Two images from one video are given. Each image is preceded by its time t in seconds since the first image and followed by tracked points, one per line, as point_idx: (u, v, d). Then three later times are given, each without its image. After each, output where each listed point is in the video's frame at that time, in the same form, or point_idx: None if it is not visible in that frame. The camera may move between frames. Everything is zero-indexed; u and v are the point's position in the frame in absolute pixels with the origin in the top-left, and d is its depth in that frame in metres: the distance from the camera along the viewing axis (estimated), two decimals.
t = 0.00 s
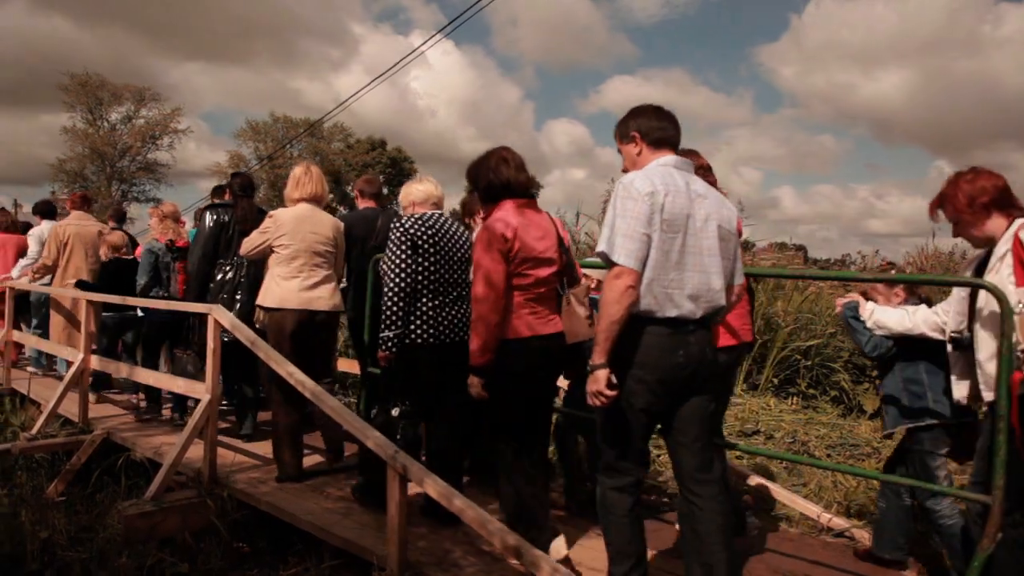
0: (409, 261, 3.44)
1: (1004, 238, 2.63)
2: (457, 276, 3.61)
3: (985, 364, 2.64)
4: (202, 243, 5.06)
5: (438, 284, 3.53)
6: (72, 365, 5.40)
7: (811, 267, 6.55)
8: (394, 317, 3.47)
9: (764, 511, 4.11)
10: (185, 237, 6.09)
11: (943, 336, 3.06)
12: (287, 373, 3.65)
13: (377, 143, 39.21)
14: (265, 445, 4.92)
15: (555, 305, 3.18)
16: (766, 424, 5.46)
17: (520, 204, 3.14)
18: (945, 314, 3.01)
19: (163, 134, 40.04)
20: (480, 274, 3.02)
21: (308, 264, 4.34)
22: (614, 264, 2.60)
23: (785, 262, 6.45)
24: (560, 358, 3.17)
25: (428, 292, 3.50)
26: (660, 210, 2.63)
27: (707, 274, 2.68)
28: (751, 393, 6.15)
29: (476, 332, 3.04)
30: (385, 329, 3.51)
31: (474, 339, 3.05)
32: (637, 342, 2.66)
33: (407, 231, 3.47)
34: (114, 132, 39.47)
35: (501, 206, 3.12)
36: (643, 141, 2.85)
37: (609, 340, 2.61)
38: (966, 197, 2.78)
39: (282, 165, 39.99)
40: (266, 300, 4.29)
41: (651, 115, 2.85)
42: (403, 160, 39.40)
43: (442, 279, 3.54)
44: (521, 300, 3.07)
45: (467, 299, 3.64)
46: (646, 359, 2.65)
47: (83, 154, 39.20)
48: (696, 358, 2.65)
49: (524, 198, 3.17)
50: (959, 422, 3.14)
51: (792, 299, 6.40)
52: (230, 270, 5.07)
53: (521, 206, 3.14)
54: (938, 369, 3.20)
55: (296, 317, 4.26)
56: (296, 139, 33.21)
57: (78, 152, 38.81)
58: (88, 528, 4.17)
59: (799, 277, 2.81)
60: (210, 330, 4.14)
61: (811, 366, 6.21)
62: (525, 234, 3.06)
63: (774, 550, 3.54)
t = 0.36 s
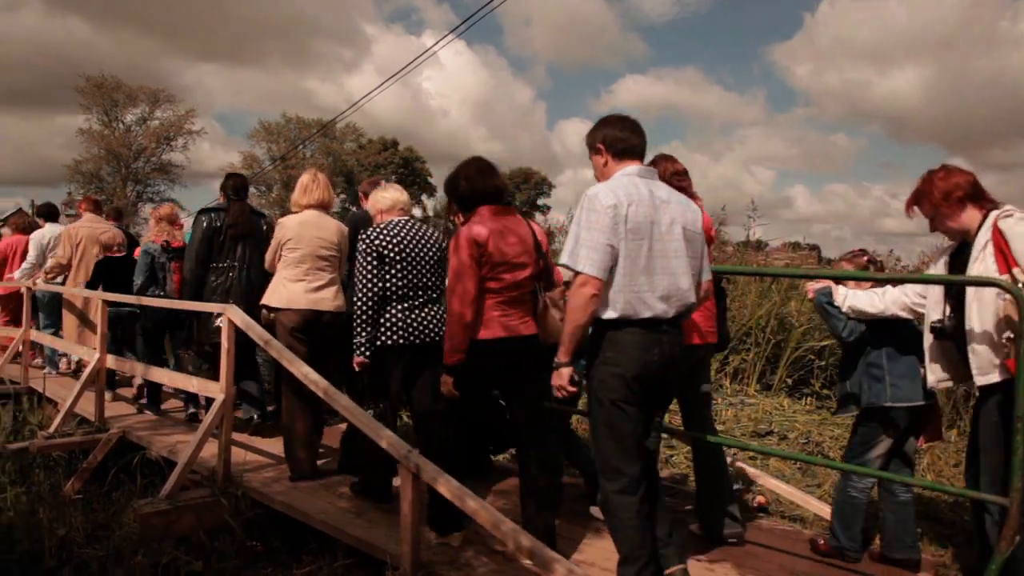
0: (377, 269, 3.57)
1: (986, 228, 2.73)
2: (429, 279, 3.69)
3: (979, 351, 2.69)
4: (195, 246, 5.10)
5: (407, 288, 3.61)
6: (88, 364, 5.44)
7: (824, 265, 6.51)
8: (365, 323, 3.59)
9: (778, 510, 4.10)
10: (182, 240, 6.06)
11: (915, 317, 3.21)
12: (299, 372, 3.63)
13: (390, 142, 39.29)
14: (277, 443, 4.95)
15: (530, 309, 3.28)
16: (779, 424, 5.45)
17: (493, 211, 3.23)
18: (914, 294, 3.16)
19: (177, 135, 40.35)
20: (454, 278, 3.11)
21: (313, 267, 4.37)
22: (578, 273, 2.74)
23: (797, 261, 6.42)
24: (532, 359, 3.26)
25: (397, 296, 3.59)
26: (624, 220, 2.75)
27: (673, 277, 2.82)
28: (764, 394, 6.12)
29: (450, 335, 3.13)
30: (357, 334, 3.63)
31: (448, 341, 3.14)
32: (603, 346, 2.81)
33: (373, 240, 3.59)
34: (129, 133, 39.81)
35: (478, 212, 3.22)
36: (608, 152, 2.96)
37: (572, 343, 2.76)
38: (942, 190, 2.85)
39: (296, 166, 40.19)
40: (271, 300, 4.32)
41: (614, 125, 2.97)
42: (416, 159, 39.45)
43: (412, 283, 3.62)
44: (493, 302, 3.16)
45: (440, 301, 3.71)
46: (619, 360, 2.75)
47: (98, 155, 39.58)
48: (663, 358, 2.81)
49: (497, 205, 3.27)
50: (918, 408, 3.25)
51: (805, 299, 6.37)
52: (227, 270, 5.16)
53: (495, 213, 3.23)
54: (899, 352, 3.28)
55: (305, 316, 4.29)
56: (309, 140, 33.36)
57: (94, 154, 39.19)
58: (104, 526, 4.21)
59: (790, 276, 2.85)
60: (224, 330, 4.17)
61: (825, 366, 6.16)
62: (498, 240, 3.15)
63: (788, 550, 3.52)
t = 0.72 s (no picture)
0: (362, 266, 3.80)
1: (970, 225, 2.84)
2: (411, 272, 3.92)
3: (959, 346, 2.85)
4: (204, 246, 5.22)
5: (392, 282, 3.84)
6: (107, 363, 5.50)
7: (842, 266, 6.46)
8: (351, 317, 3.84)
9: (794, 511, 4.10)
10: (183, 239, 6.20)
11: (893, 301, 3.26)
12: (313, 370, 3.65)
13: (404, 143, 39.41)
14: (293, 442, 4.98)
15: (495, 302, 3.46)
16: (797, 425, 5.42)
17: (456, 210, 3.41)
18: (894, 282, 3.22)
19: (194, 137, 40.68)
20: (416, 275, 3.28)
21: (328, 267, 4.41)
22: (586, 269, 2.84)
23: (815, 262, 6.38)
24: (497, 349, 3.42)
25: (382, 290, 3.83)
26: (627, 221, 2.87)
27: (664, 277, 2.96)
28: (782, 395, 6.08)
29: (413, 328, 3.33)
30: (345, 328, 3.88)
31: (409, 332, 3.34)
32: (602, 345, 2.96)
33: (357, 238, 3.80)
34: (147, 135, 40.18)
35: (441, 210, 3.42)
36: (607, 159, 3.10)
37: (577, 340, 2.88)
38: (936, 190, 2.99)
39: (312, 167, 40.39)
40: (286, 296, 4.43)
41: (617, 133, 3.09)
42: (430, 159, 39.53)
43: (396, 276, 3.85)
44: (457, 294, 3.33)
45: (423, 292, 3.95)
46: (615, 354, 2.92)
47: (117, 157, 39.98)
48: (652, 351, 2.97)
49: (462, 204, 3.45)
50: (871, 406, 3.47)
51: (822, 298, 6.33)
52: (231, 272, 5.26)
53: (458, 211, 3.42)
54: (856, 346, 3.51)
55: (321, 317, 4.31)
56: (325, 140, 33.47)
57: (113, 155, 39.58)
58: (123, 523, 4.25)
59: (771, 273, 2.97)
60: (241, 329, 4.19)
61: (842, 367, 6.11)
62: (459, 237, 3.34)
63: (805, 551, 3.49)
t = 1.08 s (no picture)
0: (370, 269, 3.93)
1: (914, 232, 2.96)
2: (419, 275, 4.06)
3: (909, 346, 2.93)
4: (221, 245, 5.28)
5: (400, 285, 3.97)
6: (132, 362, 5.57)
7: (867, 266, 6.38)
8: (357, 317, 3.98)
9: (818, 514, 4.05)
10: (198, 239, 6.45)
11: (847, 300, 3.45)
12: (334, 369, 3.67)
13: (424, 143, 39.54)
14: (315, 440, 5.02)
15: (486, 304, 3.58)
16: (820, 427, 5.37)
17: (453, 215, 3.49)
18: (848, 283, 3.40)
19: (217, 138, 41.11)
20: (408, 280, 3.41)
21: (335, 273, 4.64)
22: (591, 268, 2.86)
23: (840, 261, 6.32)
24: (486, 349, 3.56)
25: (390, 293, 3.95)
26: (627, 223, 2.89)
27: (658, 278, 2.99)
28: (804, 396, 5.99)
29: (409, 327, 3.45)
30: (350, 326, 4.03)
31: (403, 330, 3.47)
32: (606, 346, 2.95)
33: (370, 242, 3.95)
34: (171, 137, 40.67)
35: (437, 213, 3.50)
36: (599, 163, 3.09)
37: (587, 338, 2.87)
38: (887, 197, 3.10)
39: (333, 167, 40.63)
40: (294, 299, 4.60)
41: (610, 139, 3.09)
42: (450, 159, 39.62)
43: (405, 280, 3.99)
44: (447, 298, 3.44)
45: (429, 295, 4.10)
46: (617, 351, 2.93)
47: (141, 159, 40.49)
48: (645, 350, 2.98)
49: (458, 209, 3.51)
50: (843, 400, 3.70)
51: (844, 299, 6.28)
52: (248, 270, 5.33)
53: (453, 216, 3.49)
54: (836, 337, 3.73)
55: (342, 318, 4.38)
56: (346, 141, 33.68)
57: (137, 157, 40.10)
58: (148, 520, 4.30)
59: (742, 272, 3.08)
60: (263, 328, 4.23)
61: (866, 368, 6.01)
62: (452, 241, 3.43)
63: (828, 554, 3.45)
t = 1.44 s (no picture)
0: (380, 264, 4.04)
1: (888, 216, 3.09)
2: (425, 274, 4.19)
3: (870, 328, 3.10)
4: (238, 245, 5.45)
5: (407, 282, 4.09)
6: (161, 361, 5.65)
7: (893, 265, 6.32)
8: (366, 310, 4.06)
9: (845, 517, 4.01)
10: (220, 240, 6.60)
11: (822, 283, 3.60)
12: (359, 369, 3.69)
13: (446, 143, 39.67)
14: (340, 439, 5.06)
15: (485, 297, 3.74)
16: (846, 428, 5.30)
17: (455, 213, 3.67)
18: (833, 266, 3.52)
19: (242, 140, 41.57)
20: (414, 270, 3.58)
21: (338, 266, 4.86)
22: (559, 271, 3.03)
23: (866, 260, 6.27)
24: (484, 343, 3.73)
25: (397, 288, 4.06)
26: (597, 226, 3.04)
27: (637, 276, 3.11)
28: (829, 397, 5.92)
29: (413, 314, 3.61)
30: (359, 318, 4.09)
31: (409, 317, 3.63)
32: (583, 339, 3.07)
33: (381, 238, 4.06)
34: (198, 139, 41.21)
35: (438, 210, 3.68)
36: (575, 167, 3.26)
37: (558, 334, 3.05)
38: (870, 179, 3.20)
39: (356, 168, 40.91)
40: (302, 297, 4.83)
41: (584, 143, 3.26)
42: (473, 160, 39.72)
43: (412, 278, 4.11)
44: (449, 291, 3.61)
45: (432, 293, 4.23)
46: (596, 346, 3.04)
47: (169, 160, 41.06)
48: (626, 343, 3.09)
49: (460, 208, 3.70)
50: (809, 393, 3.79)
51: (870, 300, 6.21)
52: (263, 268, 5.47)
53: (455, 214, 3.68)
54: (802, 328, 3.79)
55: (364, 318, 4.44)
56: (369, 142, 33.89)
57: (165, 159, 40.67)
58: (177, 516, 4.36)
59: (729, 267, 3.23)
60: (289, 327, 4.27)
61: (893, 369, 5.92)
62: (452, 237, 3.61)
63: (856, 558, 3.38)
